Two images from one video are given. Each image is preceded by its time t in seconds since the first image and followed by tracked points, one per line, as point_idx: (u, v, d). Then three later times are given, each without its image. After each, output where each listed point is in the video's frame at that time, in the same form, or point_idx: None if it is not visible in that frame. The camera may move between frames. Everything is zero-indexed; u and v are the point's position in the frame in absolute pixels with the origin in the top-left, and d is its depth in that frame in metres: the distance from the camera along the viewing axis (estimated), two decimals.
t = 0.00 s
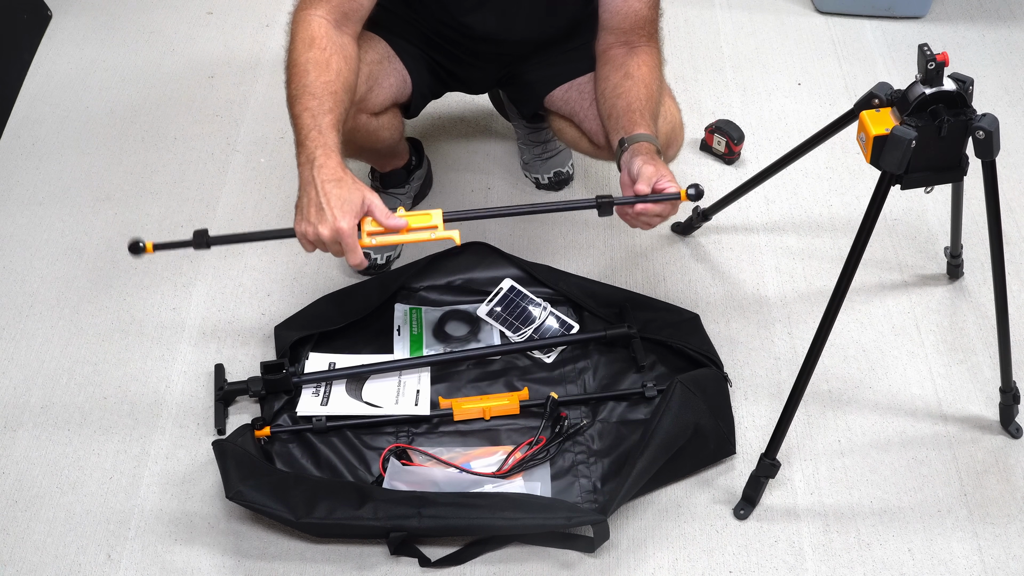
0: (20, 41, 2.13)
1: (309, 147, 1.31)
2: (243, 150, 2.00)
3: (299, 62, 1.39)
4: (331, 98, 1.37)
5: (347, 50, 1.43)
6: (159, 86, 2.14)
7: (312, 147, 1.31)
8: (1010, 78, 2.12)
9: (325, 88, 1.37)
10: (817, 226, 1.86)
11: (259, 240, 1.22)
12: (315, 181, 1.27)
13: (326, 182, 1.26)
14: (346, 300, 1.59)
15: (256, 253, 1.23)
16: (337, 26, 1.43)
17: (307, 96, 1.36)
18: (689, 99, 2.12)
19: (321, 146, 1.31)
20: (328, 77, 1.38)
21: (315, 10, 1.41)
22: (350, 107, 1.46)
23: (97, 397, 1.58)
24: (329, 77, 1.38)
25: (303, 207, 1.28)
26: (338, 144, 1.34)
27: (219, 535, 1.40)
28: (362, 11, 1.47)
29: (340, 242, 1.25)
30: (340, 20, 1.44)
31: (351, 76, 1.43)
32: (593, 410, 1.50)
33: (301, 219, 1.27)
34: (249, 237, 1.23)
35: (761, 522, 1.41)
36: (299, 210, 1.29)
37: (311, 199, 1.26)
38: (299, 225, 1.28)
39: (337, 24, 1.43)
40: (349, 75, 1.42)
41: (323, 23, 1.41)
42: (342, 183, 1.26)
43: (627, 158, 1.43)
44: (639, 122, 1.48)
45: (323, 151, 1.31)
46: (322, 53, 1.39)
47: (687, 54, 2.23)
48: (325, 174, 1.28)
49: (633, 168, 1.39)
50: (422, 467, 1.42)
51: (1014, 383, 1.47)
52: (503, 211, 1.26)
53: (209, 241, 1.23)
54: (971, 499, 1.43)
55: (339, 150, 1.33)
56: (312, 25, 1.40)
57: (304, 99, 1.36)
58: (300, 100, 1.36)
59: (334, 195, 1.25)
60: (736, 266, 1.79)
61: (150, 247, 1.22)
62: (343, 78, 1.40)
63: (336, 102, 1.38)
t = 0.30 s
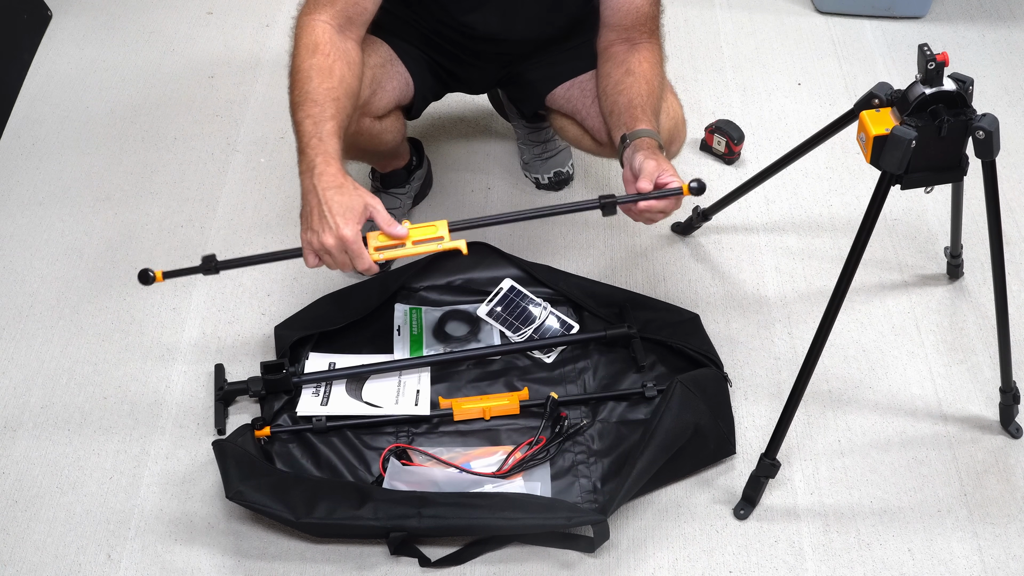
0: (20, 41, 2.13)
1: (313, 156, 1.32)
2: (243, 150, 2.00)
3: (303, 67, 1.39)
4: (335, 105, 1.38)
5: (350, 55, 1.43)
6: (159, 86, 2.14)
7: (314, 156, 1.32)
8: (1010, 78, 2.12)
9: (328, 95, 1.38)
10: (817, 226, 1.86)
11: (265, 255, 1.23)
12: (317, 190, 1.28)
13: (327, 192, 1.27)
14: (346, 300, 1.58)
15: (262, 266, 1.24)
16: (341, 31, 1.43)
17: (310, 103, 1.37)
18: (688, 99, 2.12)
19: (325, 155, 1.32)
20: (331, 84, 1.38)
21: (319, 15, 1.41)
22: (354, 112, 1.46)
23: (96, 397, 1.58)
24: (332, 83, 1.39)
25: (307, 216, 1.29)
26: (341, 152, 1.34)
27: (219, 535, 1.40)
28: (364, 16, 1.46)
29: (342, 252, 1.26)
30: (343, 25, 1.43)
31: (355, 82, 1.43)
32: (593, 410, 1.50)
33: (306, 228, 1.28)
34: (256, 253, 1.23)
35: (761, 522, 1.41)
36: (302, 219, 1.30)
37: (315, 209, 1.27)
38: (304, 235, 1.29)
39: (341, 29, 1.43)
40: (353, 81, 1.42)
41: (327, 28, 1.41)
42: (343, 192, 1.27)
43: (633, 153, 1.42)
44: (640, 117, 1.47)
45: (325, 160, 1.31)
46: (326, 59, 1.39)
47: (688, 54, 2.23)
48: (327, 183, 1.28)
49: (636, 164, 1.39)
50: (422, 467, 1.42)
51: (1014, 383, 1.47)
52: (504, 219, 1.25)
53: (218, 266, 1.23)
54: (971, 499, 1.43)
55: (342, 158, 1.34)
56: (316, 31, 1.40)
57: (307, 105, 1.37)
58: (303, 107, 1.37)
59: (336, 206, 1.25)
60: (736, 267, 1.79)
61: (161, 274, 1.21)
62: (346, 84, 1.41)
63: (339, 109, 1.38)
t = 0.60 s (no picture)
0: (20, 41, 2.13)
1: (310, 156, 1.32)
2: (243, 150, 2.00)
3: (302, 69, 1.39)
4: (333, 107, 1.38)
5: (348, 57, 1.43)
6: (159, 86, 2.14)
7: (312, 158, 1.32)
8: (1010, 78, 2.12)
9: (326, 96, 1.38)
10: (817, 226, 1.86)
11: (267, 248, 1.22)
12: (315, 191, 1.28)
13: (326, 193, 1.27)
14: (347, 300, 1.59)
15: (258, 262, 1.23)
16: (340, 32, 1.43)
17: (308, 104, 1.37)
18: (688, 99, 2.12)
19: (323, 157, 1.32)
20: (329, 86, 1.38)
21: (318, 16, 1.41)
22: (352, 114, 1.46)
23: (96, 397, 1.58)
24: (331, 85, 1.39)
25: (304, 217, 1.29)
26: (337, 154, 1.34)
27: (219, 535, 1.40)
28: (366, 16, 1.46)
29: (339, 251, 1.26)
30: (343, 25, 1.43)
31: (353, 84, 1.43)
32: (593, 410, 1.50)
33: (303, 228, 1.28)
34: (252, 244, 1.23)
35: (761, 522, 1.41)
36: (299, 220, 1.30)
37: (312, 209, 1.27)
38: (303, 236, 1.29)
39: (340, 30, 1.43)
40: (351, 83, 1.42)
41: (326, 29, 1.41)
42: (342, 193, 1.27)
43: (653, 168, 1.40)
44: (653, 130, 1.47)
45: (322, 161, 1.32)
46: (324, 61, 1.39)
47: (688, 54, 2.23)
48: (325, 184, 1.29)
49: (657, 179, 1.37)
50: (422, 467, 1.42)
51: (1014, 383, 1.47)
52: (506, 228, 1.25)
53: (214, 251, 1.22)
54: (971, 499, 1.43)
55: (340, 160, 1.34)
56: (317, 32, 1.40)
57: (305, 107, 1.37)
58: (301, 108, 1.36)
59: (334, 205, 1.26)
60: (736, 267, 1.79)
61: (153, 256, 1.19)
62: (344, 86, 1.41)
63: (336, 111, 1.38)
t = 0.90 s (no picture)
0: (21, 41, 2.13)
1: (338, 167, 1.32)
2: (243, 150, 2.00)
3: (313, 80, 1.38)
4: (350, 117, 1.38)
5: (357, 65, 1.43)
6: (159, 86, 2.14)
7: (336, 167, 1.32)
8: (1010, 78, 2.12)
9: (344, 107, 1.38)
10: (817, 226, 1.86)
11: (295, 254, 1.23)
12: (343, 197, 1.28)
13: (353, 199, 1.27)
14: (346, 300, 1.59)
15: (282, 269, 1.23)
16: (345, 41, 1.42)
17: (324, 115, 1.36)
18: (688, 99, 2.12)
19: (350, 168, 1.33)
20: (346, 96, 1.39)
21: (325, 26, 1.41)
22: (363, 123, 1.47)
23: (96, 397, 1.58)
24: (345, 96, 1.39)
25: (330, 221, 1.27)
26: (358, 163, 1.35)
27: (219, 535, 1.40)
28: (366, 23, 1.46)
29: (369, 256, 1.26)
30: (347, 33, 1.43)
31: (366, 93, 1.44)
32: (593, 410, 1.50)
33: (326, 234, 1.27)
34: (266, 254, 1.23)
35: (761, 522, 1.41)
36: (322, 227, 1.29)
37: (339, 213, 1.27)
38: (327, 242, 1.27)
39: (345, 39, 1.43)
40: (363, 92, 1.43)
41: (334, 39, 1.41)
42: (370, 199, 1.28)
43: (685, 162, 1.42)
44: (686, 130, 1.47)
45: (348, 169, 1.32)
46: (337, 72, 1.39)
47: (688, 54, 2.23)
48: (351, 191, 1.29)
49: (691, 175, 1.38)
50: (422, 467, 1.42)
51: (1014, 383, 1.47)
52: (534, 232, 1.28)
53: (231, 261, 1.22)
54: (971, 499, 1.43)
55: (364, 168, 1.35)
56: (326, 42, 1.40)
57: (321, 118, 1.36)
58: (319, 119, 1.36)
59: (364, 210, 1.26)
60: (736, 267, 1.79)
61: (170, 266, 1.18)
62: (359, 96, 1.41)
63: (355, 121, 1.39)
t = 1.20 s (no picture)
0: (21, 40, 2.13)
1: (266, 152, 1.32)
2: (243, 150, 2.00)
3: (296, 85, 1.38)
4: (303, 109, 1.38)
5: (331, 58, 1.42)
6: (159, 86, 2.13)
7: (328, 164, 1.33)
8: (1010, 78, 2.12)
9: (296, 97, 1.37)
10: (817, 226, 1.86)
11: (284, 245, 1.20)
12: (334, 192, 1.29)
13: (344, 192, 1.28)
14: (346, 300, 1.59)
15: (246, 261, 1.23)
16: (320, 31, 1.41)
17: (273, 102, 1.36)
18: (688, 99, 2.12)
19: (275, 157, 1.34)
20: (303, 87, 1.38)
21: (299, 29, 1.40)
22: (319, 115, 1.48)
23: (96, 397, 1.58)
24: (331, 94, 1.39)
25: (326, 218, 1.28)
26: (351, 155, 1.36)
27: (219, 535, 1.40)
28: (362, 11, 1.45)
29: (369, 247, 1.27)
30: (327, 23, 1.42)
31: (331, 86, 1.44)
32: (593, 410, 1.50)
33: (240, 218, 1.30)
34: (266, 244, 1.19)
35: (761, 522, 1.41)
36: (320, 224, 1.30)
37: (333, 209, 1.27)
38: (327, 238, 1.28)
39: (321, 29, 1.41)
40: (327, 85, 1.42)
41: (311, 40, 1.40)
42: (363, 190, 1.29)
43: (649, 195, 1.41)
44: (652, 153, 1.47)
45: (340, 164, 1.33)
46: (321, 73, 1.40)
47: (688, 54, 2.23)
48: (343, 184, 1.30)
49: (665, 209, 1.36)
50: (422, 467, 1.42)
51: (1014, 383, 1.47)
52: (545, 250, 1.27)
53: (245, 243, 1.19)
54: (971, 499, 1.43)
55: (284, 161, 1.36)
56: (291, 33, 1.40)
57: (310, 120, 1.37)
58: (268, 105, 1.35)
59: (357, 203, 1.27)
60: (736, 267, 1.79)
61: (181, 244, 1.16)
62: (320, 89, 1.41)
63: (306, 113, 1.39)
